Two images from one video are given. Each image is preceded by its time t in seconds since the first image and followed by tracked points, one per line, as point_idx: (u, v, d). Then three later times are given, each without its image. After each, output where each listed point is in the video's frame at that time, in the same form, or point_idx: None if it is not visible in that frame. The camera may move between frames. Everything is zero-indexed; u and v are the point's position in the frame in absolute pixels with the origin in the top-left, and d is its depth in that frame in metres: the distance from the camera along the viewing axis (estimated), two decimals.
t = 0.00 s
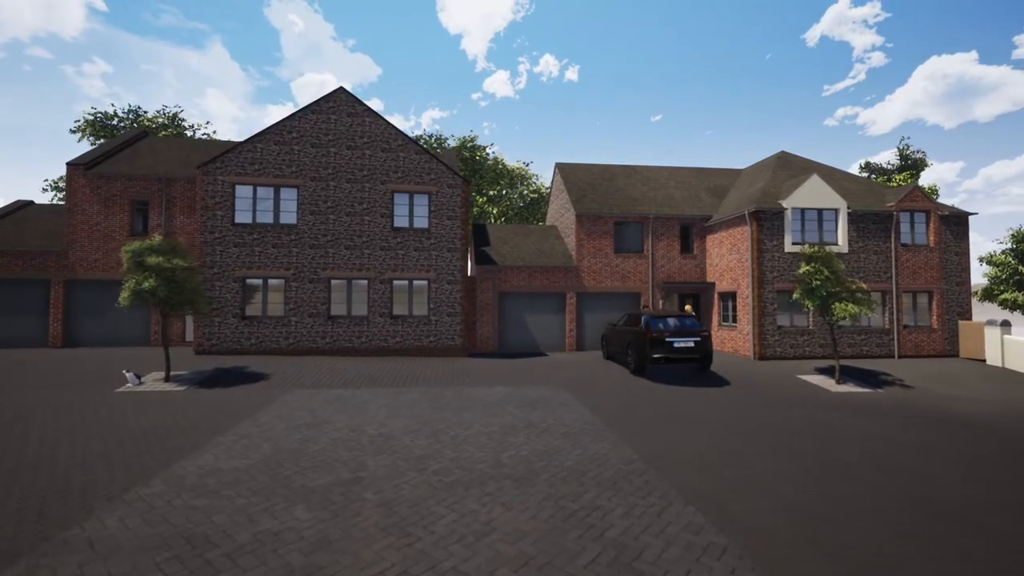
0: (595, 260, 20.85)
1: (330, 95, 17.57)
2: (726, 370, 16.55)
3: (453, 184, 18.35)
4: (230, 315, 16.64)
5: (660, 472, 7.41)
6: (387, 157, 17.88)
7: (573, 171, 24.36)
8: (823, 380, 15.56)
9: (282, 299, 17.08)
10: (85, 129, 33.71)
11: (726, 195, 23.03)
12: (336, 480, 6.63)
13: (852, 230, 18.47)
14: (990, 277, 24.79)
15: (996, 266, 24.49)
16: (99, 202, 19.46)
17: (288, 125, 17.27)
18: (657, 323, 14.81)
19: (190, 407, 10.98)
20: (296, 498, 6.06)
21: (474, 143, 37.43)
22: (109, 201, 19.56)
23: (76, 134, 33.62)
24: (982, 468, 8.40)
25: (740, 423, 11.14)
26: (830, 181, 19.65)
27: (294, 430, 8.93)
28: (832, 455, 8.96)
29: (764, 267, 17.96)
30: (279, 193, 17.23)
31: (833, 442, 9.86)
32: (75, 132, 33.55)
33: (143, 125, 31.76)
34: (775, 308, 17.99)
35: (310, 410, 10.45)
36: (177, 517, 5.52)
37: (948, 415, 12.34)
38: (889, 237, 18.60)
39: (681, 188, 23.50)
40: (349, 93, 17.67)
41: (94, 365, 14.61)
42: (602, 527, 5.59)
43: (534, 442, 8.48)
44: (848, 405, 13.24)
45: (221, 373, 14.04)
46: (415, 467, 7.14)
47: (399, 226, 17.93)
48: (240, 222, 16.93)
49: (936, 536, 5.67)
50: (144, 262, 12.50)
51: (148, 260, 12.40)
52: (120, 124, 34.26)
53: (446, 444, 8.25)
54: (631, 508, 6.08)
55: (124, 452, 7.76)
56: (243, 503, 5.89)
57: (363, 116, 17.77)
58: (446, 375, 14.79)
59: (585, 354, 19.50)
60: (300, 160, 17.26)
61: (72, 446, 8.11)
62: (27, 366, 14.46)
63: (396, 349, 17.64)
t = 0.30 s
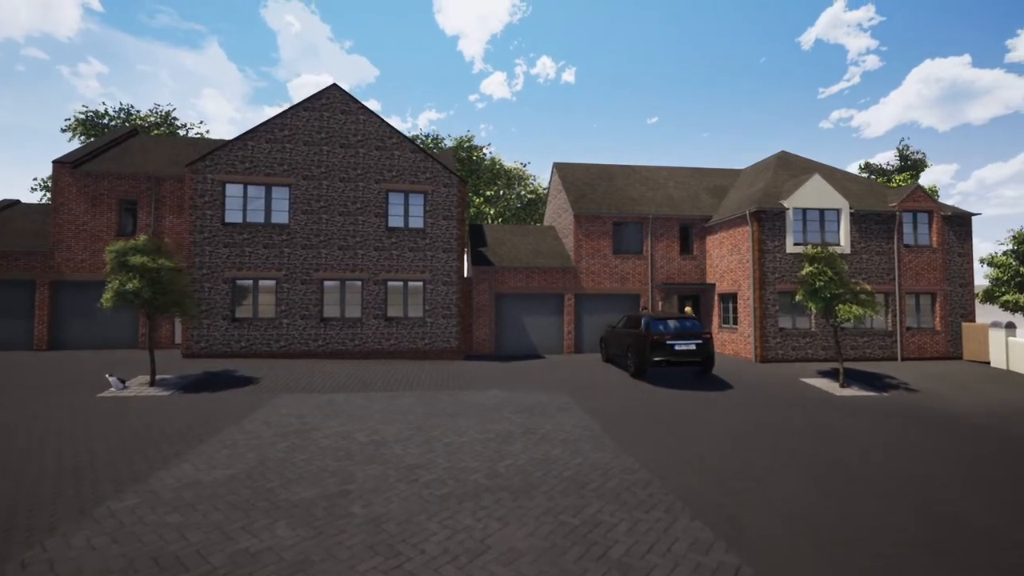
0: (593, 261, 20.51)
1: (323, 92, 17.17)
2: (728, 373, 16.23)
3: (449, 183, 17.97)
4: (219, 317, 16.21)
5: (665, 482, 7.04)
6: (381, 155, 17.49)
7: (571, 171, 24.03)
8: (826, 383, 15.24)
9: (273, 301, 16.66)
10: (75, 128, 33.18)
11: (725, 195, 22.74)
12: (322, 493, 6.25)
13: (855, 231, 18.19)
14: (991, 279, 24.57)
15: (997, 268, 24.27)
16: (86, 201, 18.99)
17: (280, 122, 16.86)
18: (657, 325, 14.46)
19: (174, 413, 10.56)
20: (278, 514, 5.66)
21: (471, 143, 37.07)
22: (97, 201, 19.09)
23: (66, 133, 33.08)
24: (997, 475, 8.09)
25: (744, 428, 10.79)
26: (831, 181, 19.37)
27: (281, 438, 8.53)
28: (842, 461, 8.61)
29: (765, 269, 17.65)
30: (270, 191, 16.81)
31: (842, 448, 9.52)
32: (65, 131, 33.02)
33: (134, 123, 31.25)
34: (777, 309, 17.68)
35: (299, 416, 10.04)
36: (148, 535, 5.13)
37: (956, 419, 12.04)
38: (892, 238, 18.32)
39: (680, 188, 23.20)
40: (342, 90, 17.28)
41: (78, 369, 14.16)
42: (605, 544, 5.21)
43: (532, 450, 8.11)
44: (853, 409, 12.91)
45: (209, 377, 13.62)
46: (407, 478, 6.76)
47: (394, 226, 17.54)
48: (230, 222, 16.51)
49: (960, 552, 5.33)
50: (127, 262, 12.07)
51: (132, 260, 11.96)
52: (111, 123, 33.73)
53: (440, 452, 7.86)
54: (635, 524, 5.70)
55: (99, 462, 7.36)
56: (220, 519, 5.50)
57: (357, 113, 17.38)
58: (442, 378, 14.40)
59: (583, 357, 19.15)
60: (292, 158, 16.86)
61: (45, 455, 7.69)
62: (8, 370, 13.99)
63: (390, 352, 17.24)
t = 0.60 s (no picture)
0: (592, 262, 20.17)
1: (316, 89, 16.79)
2: (729, 377, 15.91)
3: (445, 183, 17.60)
4: (208, 320, 15.78)
5: (670, 494, 6.67)
6: (375, 154, 17.10)
7: (569, 171, 23.70)
8: (830, 387, 14.92)
9: (264, 303, 16.25)
10: (65, 127, 32.68)
11: (725, 196, 22.44)
12: (305, 508, 5.85)
13: (857, 232, 17.91)
14: (993, 280, 24.36)
15: (998, 269, 24.07)
16: (72, 200, 18.52)
17: (271, 119, 16.45)
18: (657, 327, 14.10)
19: (156, 419, 10.13)
20: (256, 531, 5.25)
21: (468, 143, 36.74)
22: (83, 200, 18.63)
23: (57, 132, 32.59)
24: (1015, 485, 7.75)
25: (749, 434, 10.44)
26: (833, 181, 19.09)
27: (266, 447, 8.12)
28: (853, 470, 8.25)
29: (767, 270, 17.34)
30: (261, 190, 16.40)
31: (851, 457, 9.16)
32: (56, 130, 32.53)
33: (125, 122, 30.76)
34: (778, 312, 17.37)
35: (287, 422, 9.64)
36: (112, 558, 4.72)
37: (965, 424, 11.73)
38: (895, 239, 18.05)
39: (679, 188, 22.91)
40: (336, 86, 16.90)
41: (60, 373, 13.71)
42: (608, 565, 4.82)
43: (530, 460, 7.71)
44: (859, 414, 12.58)
45: (196, 381, 13.19)
46: (397, 492, 6.35)
47: (388, 226, 17.15)
48: (220, 222, 16.08)
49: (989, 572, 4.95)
50: (110, 262, 11.63)
51: (115, 260, 11.53)
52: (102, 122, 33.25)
53: (433, 462, 7.47)
54: (641, 541, 5.31)
55: (71, 474, 6.94)
56: (192, 539, 5.09)
57: (351, 111, 16.99)
58: (437, 382, 14.01)
59: (581, 360, 18.82)
60: (283, 156, 16.45)
61: (14, 466, 7.27)
62: None
63: (385, 355, 16.84)
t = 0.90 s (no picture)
0: (590, 263, 19.82)
1: (308, 85, 16.39)
2: (731, 380, 15.58)
3: (440, 182, 17.22)
4: (197, 322, 15.35)
5: (676, 507, 6.31)
6: (369, 152, 16.71)
7: (567, 171, 23.36)
8: (834, 390, 14.60)
9: (254, 305, 15.82)
10: (55, 126, 32.13)
11: (726, 196, 22.14)
12: (287, 525, 5.46)
13: (860, 232, 17.62)
14: (994, 282, 24.16)
15: (1000, 270, 23.87)
16: (58, 200, 18.04)
17: (262, 116, 16.04)
18: (658, 329, 13.75)
19: (138, 426, 9.70)
20: (232, 552, 4.86)
21: (464, 143, 36.38)
22: (69, 199, 18.15)
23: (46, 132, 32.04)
24: None
25: (755, 440, 10.10)
26: (835, 181, 18.81)
27: (250, 456, 7.72)
28: (864, 479, 7.91)
29: (769, 271, 17.03)
30: (252, 189, 15.99)
31: (862, 463, 8.82)
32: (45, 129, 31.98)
33: (116, 121, 30.27)
34: (781, 314, 17.06)
35: (274, 429, 9.23)
36: None
37: (974, 428, 11.42)
38: (898, 239, 17.77)
39: (679, 189, 22.61)
40: (329, 83, 16.51)
41: (41, 378, 13.25)
42: None
43: (528, 470, 7.34)
44: (866, 418, 12.24)
45: (182, 386, 12.76)
46: (387, 506, 5.97)
47: (383, 226, 16.76)
48: (209, 221, 15.66)
49: None
50: (92, 263, 11.21)
51: (96, 261, 11.11)
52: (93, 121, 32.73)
53: (426, 473, 7.08)
54: (647, 561, 4.94)
55: (40, 486, 6.54)
56: (162, 561, 4.70)
57: (344, 108, 16.59)
58: (432, 386, 13.61)
59: (580, 362, 18.46)
60: (274, 154, 16.05)
61: None
62: None
63: (379, 358, 16.44)
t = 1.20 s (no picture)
0: (589, 264, 19.48)
1: (300, 81, 16.01)
2: (732, 383, 15.25)
3: (436, 180, 16.85)
4: (185, 324, 14.91)
5: (683, 520, 5.94)
6: (363, 150, 16.33)
7: (565, 170, 23.03)
8: (839, 394, 14.27)
9: (244, 306, 15.40)
10: (45, 125, 31.59)
11: (726, 196, 21.85)
12: (267, 543, 5.06)
13: (862, 233, 17.34)
14: (996, 283, 23.91)
15: (1002, 272, 23.62)
16: (43, 198, 17.58)
17: (253, 113, 15.65)
18: (658, 332, 13.42)
19: (117, 433, 9.28)
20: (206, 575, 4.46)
21: (461, 143, 36.02)
22: (55, 198, 17.69)
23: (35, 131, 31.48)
24: None
25: (761, 446, 9.74)
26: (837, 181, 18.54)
27: (233, 466, 7.31)
28: (879, 486, 7.55)
29: (770, 272, 16.72)
30: (242, 188, 15.58)
31: (874, 470, 8.47)
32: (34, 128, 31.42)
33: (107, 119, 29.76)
34: (783, 315, 16.75)
35: (260, 437, 8.83)
36: None
37: (984, 432, 11.11)
38: (901, 240, 17.50)
39: (678, 189, 22.30)
40: (321, 79, 16.13)
41: (22, 382, 12.80)
42: None
43: (527, 480, 6.96)
44: (873, 422, 11.91)
45: (168, 390, 12.34)
46: (376, 521, 5.57)
47: (377, 225, 16.37)
48: (198, 220, 15.24)
49: None
50: (72, 263, 10.79)
51: (77, 260, 10.69)
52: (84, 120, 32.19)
53: (418, 485, 6.69)
54: None
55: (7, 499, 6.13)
56: None
57: (337, 105, 16.21)
58: (428, 390, 13.23)
59: (579, 365, 18.10)
60: (266, 152, 15.64)
61: None
62: None
63: (372, 361, 16.03)
